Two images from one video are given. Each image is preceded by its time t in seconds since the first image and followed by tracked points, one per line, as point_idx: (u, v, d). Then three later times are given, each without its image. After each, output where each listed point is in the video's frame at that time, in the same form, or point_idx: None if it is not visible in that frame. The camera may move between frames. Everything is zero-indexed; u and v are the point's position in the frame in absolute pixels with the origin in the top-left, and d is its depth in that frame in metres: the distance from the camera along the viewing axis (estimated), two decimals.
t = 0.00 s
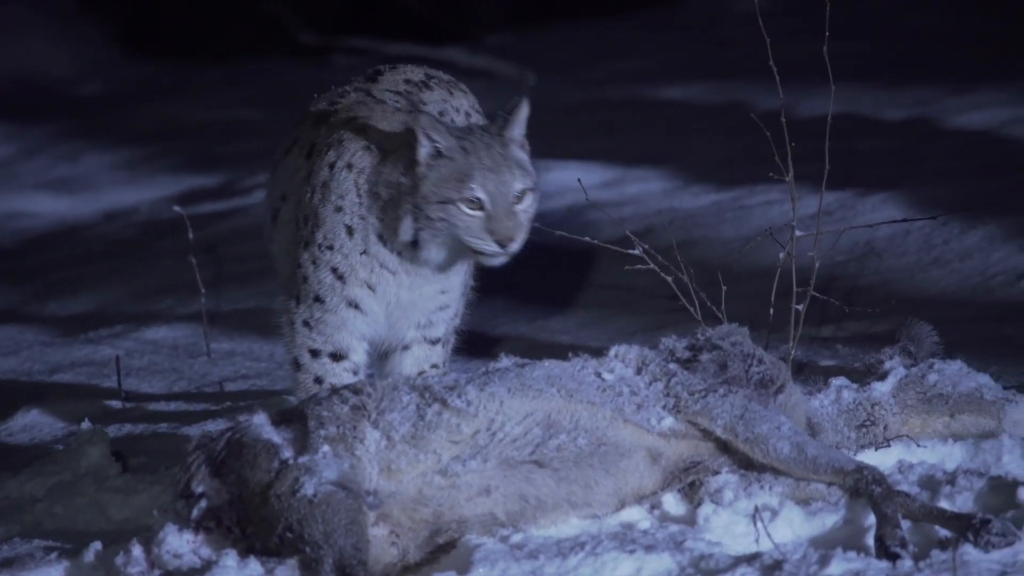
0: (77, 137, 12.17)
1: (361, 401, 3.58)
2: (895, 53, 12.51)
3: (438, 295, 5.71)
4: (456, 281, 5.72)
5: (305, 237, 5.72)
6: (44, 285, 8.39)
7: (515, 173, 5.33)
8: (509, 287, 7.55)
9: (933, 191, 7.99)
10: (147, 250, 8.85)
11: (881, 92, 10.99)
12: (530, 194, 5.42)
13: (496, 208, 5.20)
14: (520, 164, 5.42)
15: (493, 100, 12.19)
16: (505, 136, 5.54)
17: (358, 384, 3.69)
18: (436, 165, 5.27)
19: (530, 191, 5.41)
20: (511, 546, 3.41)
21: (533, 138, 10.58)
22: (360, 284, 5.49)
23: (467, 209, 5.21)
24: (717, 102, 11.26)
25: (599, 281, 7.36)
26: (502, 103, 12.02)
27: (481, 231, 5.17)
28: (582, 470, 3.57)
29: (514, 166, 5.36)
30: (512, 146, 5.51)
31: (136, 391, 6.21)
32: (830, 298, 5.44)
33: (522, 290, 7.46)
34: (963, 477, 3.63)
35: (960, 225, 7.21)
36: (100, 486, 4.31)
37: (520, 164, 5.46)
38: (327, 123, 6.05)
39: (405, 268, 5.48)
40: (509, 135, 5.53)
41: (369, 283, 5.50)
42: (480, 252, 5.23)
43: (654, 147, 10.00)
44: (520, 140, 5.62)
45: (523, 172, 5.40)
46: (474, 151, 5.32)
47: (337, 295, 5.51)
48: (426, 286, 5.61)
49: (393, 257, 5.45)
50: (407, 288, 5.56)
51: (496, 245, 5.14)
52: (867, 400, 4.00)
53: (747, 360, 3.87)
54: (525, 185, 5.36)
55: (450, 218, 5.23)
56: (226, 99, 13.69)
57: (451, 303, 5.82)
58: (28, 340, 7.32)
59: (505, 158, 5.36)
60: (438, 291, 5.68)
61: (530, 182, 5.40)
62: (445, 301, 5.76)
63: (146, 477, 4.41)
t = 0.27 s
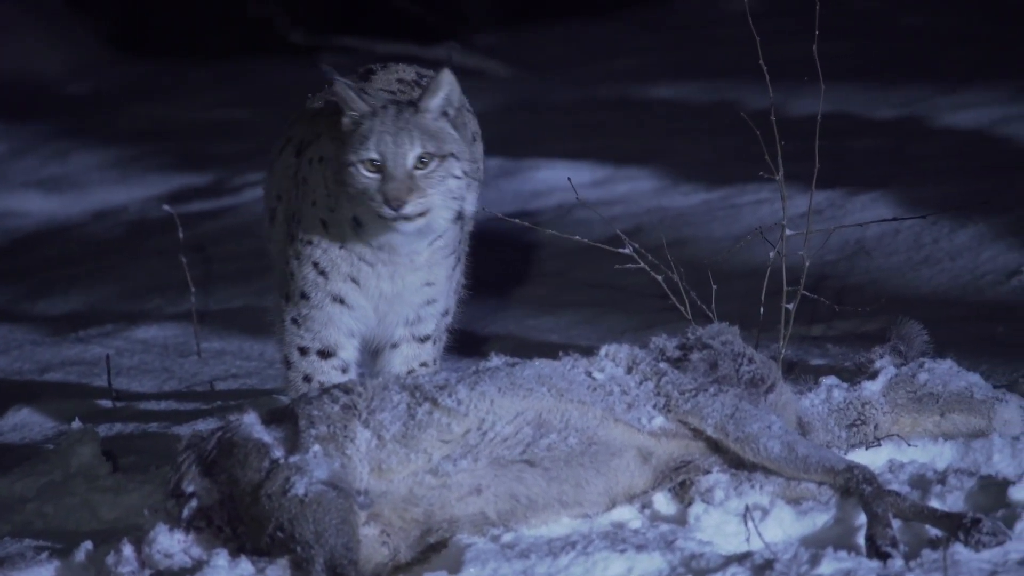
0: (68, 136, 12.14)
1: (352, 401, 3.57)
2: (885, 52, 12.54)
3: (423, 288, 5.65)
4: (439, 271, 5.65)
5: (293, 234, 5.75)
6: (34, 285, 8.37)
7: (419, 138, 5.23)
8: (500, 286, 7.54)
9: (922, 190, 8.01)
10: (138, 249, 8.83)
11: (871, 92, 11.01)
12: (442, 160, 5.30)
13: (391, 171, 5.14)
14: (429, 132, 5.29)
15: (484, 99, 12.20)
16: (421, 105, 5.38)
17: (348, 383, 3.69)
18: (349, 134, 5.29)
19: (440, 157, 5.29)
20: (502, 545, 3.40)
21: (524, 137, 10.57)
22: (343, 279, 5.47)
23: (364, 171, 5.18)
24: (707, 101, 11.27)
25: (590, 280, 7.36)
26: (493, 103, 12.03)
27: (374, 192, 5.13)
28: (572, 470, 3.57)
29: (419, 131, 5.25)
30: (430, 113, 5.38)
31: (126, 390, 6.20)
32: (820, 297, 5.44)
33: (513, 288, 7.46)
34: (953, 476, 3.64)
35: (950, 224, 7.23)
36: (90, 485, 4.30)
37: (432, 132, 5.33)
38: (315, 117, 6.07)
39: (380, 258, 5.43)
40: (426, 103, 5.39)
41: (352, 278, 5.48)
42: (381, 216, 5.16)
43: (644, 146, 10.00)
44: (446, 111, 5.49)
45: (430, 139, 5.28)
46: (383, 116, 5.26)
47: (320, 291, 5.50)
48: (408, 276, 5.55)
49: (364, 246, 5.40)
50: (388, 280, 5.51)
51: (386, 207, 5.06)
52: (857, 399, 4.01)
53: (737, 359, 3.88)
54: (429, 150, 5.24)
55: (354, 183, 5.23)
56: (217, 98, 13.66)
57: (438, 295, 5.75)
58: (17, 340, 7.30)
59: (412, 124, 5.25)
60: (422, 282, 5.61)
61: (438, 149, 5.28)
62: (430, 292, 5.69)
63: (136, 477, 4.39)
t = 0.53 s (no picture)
0: (65, 137, 12.14)
1: (348, 402, 3.57)
2: (881, 53, 12.56)
3: (405, 282, 5.52)
4: (419, 265, 5.53)
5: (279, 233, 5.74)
6: (32, 285, 8.37)
7: (362, 124, 5.32)
8: (498, 287, 7.55)
9: (919, 190, 8.02)
10: (135, 249, 8.84)
11: (868, 92, 11.02)
12: (384, 146, 5.35)
13: (332, 156, 5.24)
14: (373, 119, 5.38)
15: (481, 100, 12.21)
16: (367, 95, 5.48)
17: (346, 383, 3.68)
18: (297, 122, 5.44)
19: (382, 144, 5.35)
20: (500, 547, 3.43)
21: (521, 138, 10.57)
22: (324, 274, 5.38)
23: (307, 156, 5.30)
24: (704, 101, 11.28)
25: (588, 280, 7.36)
26: (490, 104, 12.04)
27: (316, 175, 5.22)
28: (570, 470, 3.57)
29: (362, 118, 5.34)
30: (376, 103, 5.48)
31: (124, 390, 6.20)
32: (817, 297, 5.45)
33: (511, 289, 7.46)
34: (950, 477, 3.64)
35: (947, 224, 7.24)
36: (87, 484, 4.30)
37: (378, 121, 5.41)
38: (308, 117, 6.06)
39: (353, 250, 5.34)
40: (373, 93, 5.48)
41: (332, 272, 5.38)
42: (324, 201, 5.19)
43: (641, 147, 10.01)
44: (395, 103, 5.58)
45: (372, 126, 5.36)
46: (328, 105, 5.39)
47: (303, 288, 5.40)
48: (387, 269, 5.43)
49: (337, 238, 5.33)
50: (367, 273, 5.40)
51: (326, 190, 5.10)
52: (854, 400, 4.01)
53: (735, 359, 3.87)
54: (371, 137, 5.32)
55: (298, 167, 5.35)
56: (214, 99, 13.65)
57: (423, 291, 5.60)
58: (15, 340, 7.30)
59: (356, 111, 5.35)
60: (403, 276, 5.50)
61: (380, 136, 5.36)
62: (413, 288, 5.56)
63: (133, 477, 4.38)
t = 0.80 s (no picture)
0: (68, 137, 12.15)
1: (352, 401, 3.57)
2: (883, 53, 12.56)
3: (399, 278, 5.47)
4: (412, 262, 5.48)
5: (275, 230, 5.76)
6: (34, 286, 8.37)
7: (341, 126, 5.28)
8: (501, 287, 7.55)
9: (922, 190, 8.01)
10: (138, 249, 8.84)
11: (870, 92, 11.01)
12: (363, 147, 5.30)
13: (311, 159, 5.23)
14: (352, 120, 5.32)
15: (483, 100, 12.21)
16: (347, 94, 5.40)
17: (349, 383, 3.68)
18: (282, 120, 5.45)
19: (362, 145, 5.30)
20: (503, 546, 3.42)
21: (523, 138, 10.57)
22: (318, 271, 5.36)
23: (288, 156, 5.31)
24: (707, 102, 11.28)
25: (591, 280, 7.36)
26: (492, 105, 12.04)
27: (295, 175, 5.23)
28: (573, 470, 3.56)
29: (340, 119, 5.29)
30: (357, 102, 5.41)
31: (127, 390, 6.21)
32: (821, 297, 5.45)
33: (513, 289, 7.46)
34: (954, 476, 3.63)
35: (950, 224, 7.23)
36: (90, 485, 4.30)
37: (358, 121, 5.35)
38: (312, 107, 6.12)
39: (343, 248, 5.32)
40: (354, 93, 5.41)
41: (325, 269, 5.36)
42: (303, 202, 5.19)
43: (643, 147, 10.00)
44: (378, 101, 5.51)
45: (351, 128, 5.31)
46: (310, 104, 5.36)
47: (298, 287, 5.40)
48: (380, 265, 5.39)
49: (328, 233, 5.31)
50: (359, 270, 5.36)
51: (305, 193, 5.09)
52: (857, 400, 4.01)
53: (738, 359, 3.87)
54: (349, 139, 5.28)
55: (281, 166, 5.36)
56: (216, 99, 13.65)
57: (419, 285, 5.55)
58: (18, 341, 7.30)
59: (335, 112, 5.31)
60: (397, 272, 5.45)
61: (359, 138, 5.31)
62: (407, 284, 5.51)
63: (137, 478, 4.38)
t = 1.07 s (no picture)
0: (70, 137, 12.15)
1: (355, 402, 3.58)
2: (885, 53, 12.55)
3: (400, 272, 5.51)
4: (412, 255, 5.50)
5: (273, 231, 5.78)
6: (37, 286, 8.37)
7: (332, 148, 5.32)
8: (503, 287, 7.55)
9: (925, 191, 8.00)
10: (141, 250, 8.84)
11: (873, 93, 11.01)
12: (356, 166, 5.35)
13: (304, 181, 5.30)
14: (342, 140, 5.35)
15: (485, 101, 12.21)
16: (335, 110, 5.40)
17: (352, 383, 3.69)
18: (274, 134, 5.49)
19: (354, 164, 5.35)
20: (506, 547, 3.42)
21: (525, 138, 10.58)
22: (316, 272, 5.36)
23: (280, 176, 5.37)
24: (709, 102, 11.27)
25: (593, 280, 7.36)
26: (495, 105, 12.03)
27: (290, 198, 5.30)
28: (576, 470, 3.56)
29: (330, 141, 5.32)
30: (347, 116, 5.42)
31: (129, 391, 6.21)
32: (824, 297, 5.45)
33: (516, 289, 7.47)
34: (957, 477, 3.63)
35: (952, 225, 7.23)
36: (93, 486, 4.30)
37: (348, 139, 5.38)
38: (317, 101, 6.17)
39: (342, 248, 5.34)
40: (342, 107, 5.40)
41: (324, 270, 5.36)
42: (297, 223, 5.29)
43: (646, 147, 10.00)
44: (368, 111, 5.51)
45: (342, 147, 5.34)
46: (300, 123, 5.39)
47: (297, 288, 5.39)
48: (380, 262, 5.42)
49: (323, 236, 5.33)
50: (359, 269, 5.39)
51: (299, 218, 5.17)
52: (860, 400, 4.01)
53: (740, 359, 3.87)
54: (341, 159, 5.32)
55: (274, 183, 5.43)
56: (219, 99, 13.65)
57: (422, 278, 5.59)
58: (21, 341, 7.30)
59: (325, 133, 5.34)
60: (398, 266, 5.48)
61: (351, 157, 5.35)
62: (409, 278, 5.55)
63: (140, 478, 4.39)
